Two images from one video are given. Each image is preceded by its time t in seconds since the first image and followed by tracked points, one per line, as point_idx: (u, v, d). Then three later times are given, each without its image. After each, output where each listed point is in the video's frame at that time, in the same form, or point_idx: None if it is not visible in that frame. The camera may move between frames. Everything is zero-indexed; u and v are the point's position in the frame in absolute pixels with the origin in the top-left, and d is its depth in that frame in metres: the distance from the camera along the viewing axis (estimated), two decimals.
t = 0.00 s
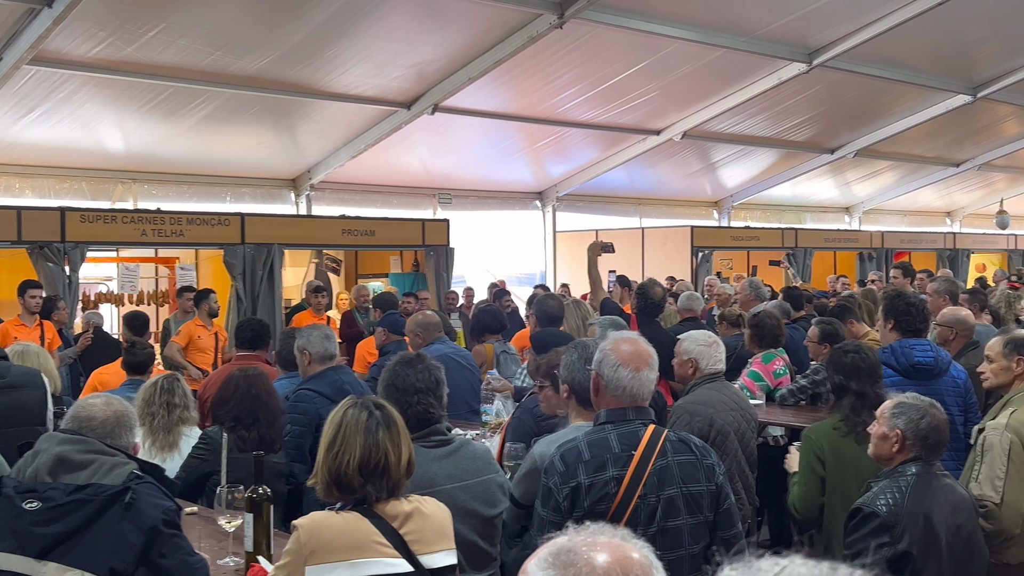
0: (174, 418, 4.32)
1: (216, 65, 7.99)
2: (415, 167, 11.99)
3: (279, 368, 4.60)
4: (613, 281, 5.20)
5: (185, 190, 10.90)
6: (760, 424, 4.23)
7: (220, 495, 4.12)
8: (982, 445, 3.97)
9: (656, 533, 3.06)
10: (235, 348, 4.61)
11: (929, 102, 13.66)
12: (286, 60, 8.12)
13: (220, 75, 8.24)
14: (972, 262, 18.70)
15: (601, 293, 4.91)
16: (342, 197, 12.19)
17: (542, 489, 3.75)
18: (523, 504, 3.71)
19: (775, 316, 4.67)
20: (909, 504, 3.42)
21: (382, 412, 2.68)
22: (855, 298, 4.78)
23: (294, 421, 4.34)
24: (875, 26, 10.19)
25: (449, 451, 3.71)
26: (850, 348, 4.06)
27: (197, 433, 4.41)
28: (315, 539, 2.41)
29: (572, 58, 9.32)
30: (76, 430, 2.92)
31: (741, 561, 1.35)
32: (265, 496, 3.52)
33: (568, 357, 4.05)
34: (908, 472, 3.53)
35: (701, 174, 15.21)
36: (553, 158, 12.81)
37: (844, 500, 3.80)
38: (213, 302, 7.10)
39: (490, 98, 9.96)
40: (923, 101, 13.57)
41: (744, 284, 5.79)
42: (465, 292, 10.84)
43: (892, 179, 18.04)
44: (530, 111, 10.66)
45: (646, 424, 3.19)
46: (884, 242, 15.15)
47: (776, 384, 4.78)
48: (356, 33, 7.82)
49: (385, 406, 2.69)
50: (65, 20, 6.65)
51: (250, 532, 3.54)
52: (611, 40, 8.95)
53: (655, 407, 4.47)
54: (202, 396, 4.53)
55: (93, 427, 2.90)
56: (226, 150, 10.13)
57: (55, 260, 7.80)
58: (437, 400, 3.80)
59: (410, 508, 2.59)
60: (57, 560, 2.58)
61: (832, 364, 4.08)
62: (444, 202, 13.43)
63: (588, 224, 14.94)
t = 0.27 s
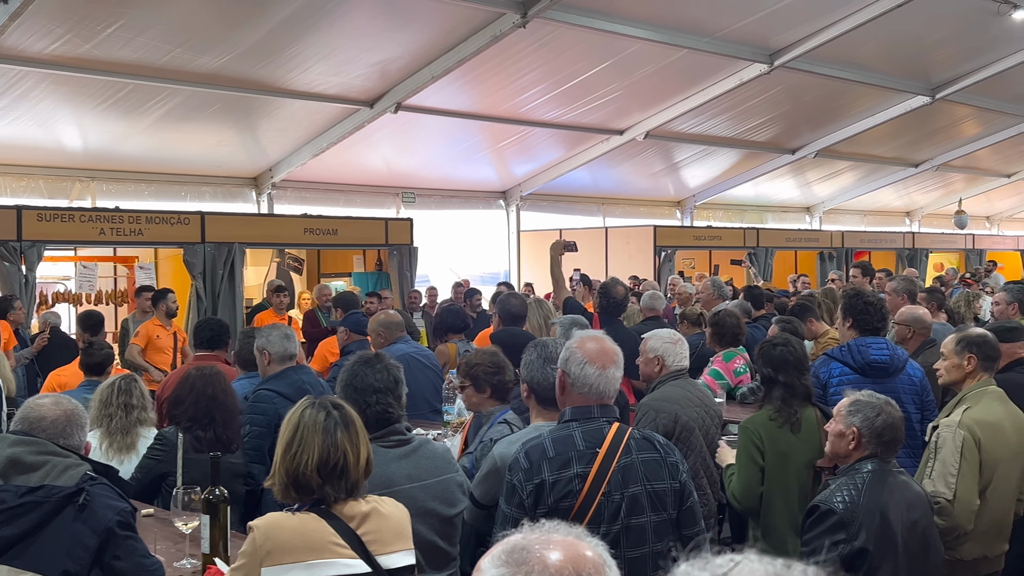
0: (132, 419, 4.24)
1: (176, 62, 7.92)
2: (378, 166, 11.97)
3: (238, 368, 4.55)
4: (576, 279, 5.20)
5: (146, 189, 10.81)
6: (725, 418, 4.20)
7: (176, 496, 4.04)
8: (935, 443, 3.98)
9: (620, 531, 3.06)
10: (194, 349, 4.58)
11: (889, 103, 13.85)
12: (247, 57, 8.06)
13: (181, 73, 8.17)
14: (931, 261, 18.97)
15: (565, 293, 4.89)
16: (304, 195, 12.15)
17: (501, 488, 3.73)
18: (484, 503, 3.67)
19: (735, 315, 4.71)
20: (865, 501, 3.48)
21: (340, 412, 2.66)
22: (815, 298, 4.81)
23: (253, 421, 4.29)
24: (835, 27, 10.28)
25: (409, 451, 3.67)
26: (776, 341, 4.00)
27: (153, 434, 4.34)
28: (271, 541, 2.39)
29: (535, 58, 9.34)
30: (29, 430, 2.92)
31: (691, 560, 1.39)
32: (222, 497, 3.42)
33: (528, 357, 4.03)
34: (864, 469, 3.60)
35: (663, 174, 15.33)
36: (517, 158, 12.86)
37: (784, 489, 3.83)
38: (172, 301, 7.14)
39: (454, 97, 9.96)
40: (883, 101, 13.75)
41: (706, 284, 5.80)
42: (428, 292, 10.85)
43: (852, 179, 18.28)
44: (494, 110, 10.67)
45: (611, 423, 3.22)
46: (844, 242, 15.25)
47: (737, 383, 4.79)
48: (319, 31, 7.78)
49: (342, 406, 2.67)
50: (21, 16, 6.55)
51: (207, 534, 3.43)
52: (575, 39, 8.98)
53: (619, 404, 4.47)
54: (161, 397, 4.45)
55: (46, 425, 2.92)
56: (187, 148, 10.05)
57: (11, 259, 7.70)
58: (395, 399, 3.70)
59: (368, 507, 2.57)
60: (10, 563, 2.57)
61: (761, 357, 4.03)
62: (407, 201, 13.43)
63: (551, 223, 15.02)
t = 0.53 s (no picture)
0: (84, 420, 4.19)
1: (133, 59, 7.83)
2: (340, 164, 11.94)
3: (195, 368, 4.52)
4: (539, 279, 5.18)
5: (104, 188, 10.69)
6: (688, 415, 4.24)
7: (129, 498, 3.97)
8: (888, 439, 4.01)
9: (586, 530, 3.06)
10: (151, 348, 4.55)
11: (848, 103, 14.02)
12: (206, 54, 7.99)
13: (139, 70, 8.08)
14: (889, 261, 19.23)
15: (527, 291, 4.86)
16: (264, 194, 12.08)
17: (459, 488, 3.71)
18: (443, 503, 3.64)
19: (695, 313, 4.78)
20: (822, 498, 3.57)
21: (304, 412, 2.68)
22: (774, 296, 4.85)
23: (210, 421, 4.24)
24: (795, 28, 10.38)
25: (368, 450, 3.62)
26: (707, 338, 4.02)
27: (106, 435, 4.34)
28: (225, 543, 2.37)
29: (497, 57, 9.35)
30: None
31: (646, 554, 1.38)
32: (177, 498, 3.34)
33: (486, 357, 4.03)
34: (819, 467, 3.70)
35: (626, 174, 15.43)
36: (480, 157, 12.88)
37: (730, 483, 3.78)
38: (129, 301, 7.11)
39: (416, 96, 9.95)
40: (842, 102, 13.92)
41: (668, 283, 5.85)
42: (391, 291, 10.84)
43: (812, 179, 18.49)
44: (456, 109, 10.67)
45: (576, 421, 3.22)
46: (804, 241, 15.35)
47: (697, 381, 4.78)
48: (279, 28, 7.73)
49: (306, 405, 2.69)
50: None
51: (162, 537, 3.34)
52: (537, 39, 9.00)
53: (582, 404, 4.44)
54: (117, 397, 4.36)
55: None
56: (145, 146, 9.96)
57: None
58: (355, 399, 3.64)
59: (325, 508, 2.56)
60: None
61: (695, 353, 4.04)
62: (370, 200, 13.40)
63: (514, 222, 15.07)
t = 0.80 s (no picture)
0: (35, 422, 4.04)
1: (89, 56, 7.74)
2: (299, 163, 11.89)
3: (151, 369, 4.50)
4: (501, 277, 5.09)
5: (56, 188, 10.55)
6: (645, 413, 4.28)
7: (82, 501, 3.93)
8: (841, 436, 4.04)
9: (549, 530, 3.09)
10: (106, 349, 4.52)
11: (806, 105, 14.17)
12: (163, 52, 7.92)
13: (94, 67, 7.99)
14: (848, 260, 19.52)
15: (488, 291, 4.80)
16: (223, 193, 11.99)
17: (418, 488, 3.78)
18: (400, 503, 3.75)
19: (655, 313, 4.79)
20: (778, 496, 3.60)
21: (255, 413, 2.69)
22: (735, 295, 4.87)
23: (165, 423, 4.19)
24: (754, 29, 10.46)
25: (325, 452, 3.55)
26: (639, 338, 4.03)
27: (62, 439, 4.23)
28: (178, 546, 2.34)
29: (457, 57, 9.34)
30: None
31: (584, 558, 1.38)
32: (130, 501, 3.27)
33: (445, 357, 3.93)
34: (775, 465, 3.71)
35: (587, 174, 15.50)
36: (442, 157, 12.88)
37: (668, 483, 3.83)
38: (84, 300, 7.12)
39: (377, 95, 9.93)
40: (800, 103, 14.07)
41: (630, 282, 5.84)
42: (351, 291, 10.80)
43: (771, 179, 18.67)
44: (417, 108, 10.66)
45: (539, 422, 3.24)
46: (763, 241, 15.44)
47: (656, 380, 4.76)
48: (237, 26, 7.68)
49: (257, 407, 2.70)
50: None
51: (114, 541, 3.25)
52: (498, 39, 9.00)
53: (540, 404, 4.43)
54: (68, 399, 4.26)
55: None
56: (102, 144, 9.84)
57: None
58: (310, 399, 3.55)
59: (279, 511, 2.56)
60: None
61: (631, 353, 4.04)
62: (330, 200, 13.33)
63: (475, 222, 15.11)
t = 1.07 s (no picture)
0: None
1: (40, 54, 7.61)
2: (255, 163, 11.79)
3: (100, 371, 4.49)
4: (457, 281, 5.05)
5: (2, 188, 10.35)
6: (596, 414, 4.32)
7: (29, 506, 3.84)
8: (790, 436, 4.08)
9: (508, 531, 3.11)
10: (56, 352, 4.62)
11: (763, 106, 14.31)
12: (117, 49, 7.81)
13: (45, 65, 7.86)
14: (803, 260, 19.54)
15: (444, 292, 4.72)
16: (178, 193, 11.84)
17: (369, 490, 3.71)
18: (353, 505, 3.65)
19: (611, 313, 4.79)
20: (729, 496, 3.68)
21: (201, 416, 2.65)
22: (690, 296, 4.91)
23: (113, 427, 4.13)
24: (714, 30, 10.55)
25: (274, 453, 3.46)
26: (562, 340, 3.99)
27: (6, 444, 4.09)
28: (124, 552, 2.32)
29: (415, 57, 9.32)
30: None
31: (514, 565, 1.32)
32: (77, 504, 2.98)
33: (397, 358, 3.82)
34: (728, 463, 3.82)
35: (546, 174, 15.54)
36: (400, 156, 12.83)
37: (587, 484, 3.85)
38: (33, 302, 7.11)
39: (334, 94, 9.89)
40: (758, 105, 14.19)
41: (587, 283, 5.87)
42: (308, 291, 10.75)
43: (728, 180, 18.81)
44: (374, 108, 10.63)
45: (498, 423, 3.27)
46: (720, 241, 15.56)
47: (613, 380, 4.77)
48: (192, 23, 7.60)
49: (203, 410, 2.66)
50: None
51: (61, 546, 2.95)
52: (457, 39, 9.00)
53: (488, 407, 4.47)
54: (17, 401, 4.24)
55: None
56: (53, 144, 9.67)
57: None
58: (260, 399, 3.46)
59: (228, 515, 2.53)
60: None
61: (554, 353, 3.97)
62: (286, 199, 13.21)
63: (434, 222, 15.10)
